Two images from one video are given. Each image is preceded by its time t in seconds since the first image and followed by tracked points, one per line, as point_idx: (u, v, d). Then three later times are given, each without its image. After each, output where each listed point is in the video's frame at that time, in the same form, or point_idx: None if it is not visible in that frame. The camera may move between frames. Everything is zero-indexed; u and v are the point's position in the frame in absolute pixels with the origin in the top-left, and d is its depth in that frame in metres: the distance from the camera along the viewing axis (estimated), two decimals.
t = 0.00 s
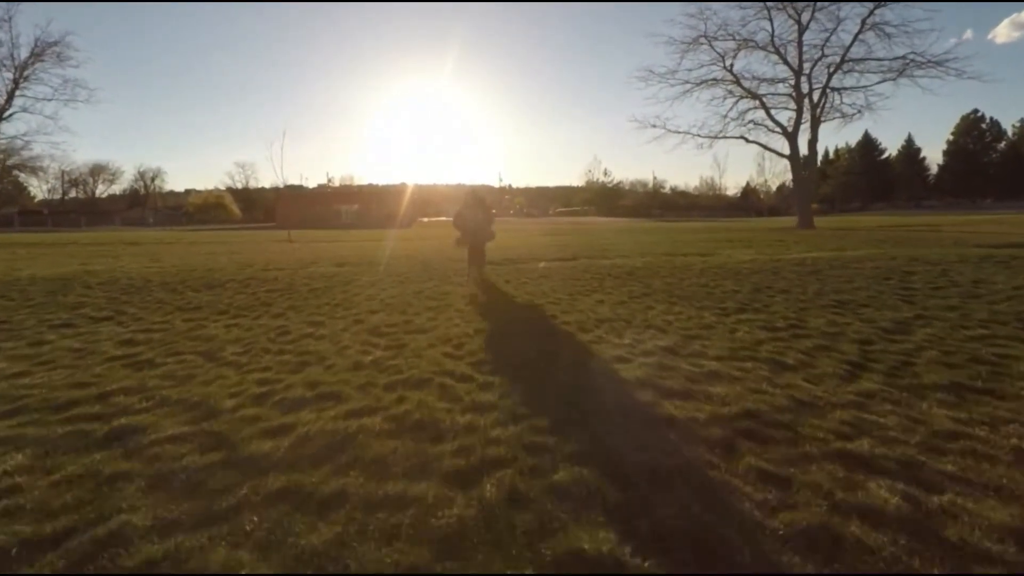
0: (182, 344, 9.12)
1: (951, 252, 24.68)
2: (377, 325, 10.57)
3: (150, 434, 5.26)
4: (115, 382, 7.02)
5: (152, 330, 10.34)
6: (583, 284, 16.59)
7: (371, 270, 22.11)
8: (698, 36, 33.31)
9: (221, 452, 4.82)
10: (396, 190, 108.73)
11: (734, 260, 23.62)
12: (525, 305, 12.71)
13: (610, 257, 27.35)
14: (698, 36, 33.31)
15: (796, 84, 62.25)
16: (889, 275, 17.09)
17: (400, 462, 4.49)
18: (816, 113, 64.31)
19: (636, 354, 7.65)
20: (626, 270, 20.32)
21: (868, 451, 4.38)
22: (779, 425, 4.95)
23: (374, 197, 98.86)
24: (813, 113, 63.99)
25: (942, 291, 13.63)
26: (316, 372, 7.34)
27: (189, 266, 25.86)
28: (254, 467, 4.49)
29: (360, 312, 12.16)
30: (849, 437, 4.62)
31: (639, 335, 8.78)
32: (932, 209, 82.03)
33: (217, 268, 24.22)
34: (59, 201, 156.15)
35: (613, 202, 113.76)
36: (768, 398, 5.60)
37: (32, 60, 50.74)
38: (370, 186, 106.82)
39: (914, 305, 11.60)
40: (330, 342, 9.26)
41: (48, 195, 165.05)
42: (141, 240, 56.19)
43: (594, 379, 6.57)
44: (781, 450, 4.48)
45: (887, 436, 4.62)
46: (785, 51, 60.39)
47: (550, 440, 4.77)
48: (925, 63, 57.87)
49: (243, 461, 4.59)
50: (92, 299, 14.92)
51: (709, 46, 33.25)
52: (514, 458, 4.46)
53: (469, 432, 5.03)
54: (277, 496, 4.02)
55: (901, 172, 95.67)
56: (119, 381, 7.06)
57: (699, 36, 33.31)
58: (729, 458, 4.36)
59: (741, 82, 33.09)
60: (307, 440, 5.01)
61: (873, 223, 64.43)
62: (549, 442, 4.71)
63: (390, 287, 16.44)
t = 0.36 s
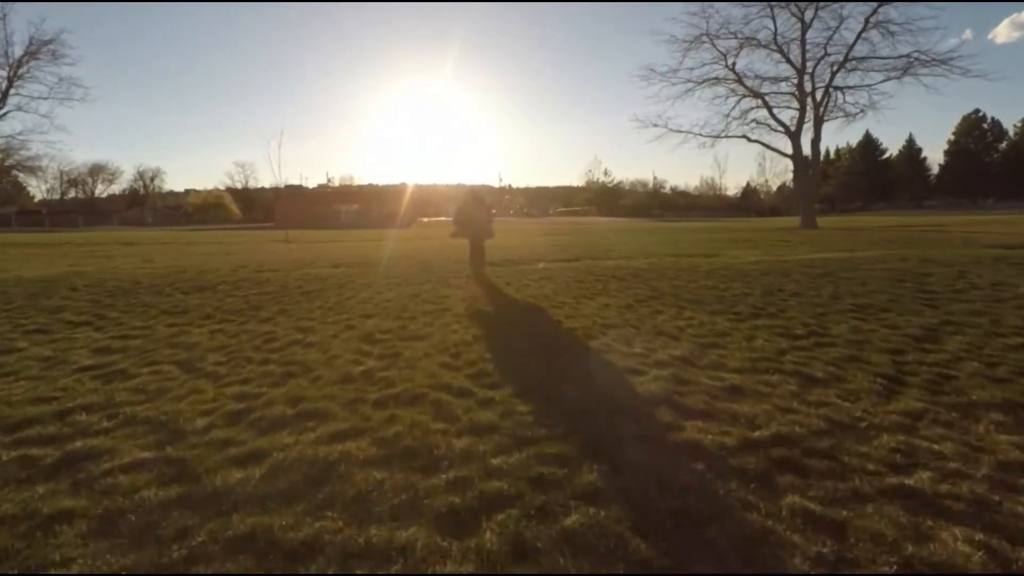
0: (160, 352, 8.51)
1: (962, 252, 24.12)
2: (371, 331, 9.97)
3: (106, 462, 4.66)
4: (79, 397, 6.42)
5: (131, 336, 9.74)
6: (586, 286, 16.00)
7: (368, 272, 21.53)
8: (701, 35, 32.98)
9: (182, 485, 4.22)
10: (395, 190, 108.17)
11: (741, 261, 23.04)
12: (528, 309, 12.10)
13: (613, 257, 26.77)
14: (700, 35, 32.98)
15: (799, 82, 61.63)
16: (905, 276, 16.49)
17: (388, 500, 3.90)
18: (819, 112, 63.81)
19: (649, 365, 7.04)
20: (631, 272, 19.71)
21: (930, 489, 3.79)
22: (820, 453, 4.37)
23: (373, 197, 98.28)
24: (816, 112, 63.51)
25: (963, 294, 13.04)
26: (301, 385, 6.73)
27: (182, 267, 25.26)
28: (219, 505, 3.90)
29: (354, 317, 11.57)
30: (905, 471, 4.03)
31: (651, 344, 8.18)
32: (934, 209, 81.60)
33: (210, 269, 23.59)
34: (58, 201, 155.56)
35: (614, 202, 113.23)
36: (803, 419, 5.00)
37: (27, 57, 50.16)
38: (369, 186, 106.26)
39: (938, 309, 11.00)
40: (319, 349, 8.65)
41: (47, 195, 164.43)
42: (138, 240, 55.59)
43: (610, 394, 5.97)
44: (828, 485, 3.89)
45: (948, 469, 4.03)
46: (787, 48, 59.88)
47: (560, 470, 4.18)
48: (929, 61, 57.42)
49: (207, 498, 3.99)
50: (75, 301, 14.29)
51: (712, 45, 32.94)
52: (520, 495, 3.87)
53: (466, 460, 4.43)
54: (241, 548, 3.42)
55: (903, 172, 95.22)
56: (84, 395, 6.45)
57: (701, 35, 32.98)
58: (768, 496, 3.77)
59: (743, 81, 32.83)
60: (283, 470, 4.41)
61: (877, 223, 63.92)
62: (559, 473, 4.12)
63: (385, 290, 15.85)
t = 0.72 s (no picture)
0: (135, 363, 7.89)
1: (972, 253, 23.59)
2: (365, 338, 9.37)
3: (52, 500, 4.06)
4: (36, 416, 5.79)
5: (108, 344, 9.13)
6: (591, 289, 15.40)
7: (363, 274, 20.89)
8: (703, 33, 33.09)
9: (136, 531, 3.65)
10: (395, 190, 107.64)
11: (745, 262, 22.56)
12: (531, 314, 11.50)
13: (615, 258, 26.25)
14: (702, 33, 33.08)
15: (802, 82, 61.01)
16: (921, 279, 15.87)
17: (376, 559, 3.31)
18: (821, 111, 63.39)
19: (667, 379, 6.45)
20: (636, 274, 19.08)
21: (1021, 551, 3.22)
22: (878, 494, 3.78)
23: (372, 197, 97.76)
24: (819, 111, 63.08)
25: (986, 297, 12.48)
26: (283, 401, 6.12)
27: (174, 268, 24.67)
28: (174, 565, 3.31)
29: (348, 322, 10.98)
30: (984, 527, 3.44)
31: (666, 354, 7.59)
32: (936, 210, 81.23)
33: (201, 271, 22.93)
34: (56, 201, 154.99)
35: (614, 201, 112.76)
36: (848, 449, 4.41)
37: (21, 56, 49.60)
38: (369, 186, 105.77)
39: (965, 314, 10.41)
40: (306, 358, 8.03)
41: (45, 194, 163.74)
42: (134, 240, 55.01)
43: (629, 413, 5.41)
44: (894, 540, 3.32)
45: None
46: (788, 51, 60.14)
47: (578, 517, 3.61)
48: (932, 61, 57.14)
49: (162, 554, 3.40)
50: (56, 305, 13.66)
51: (714, 43, 33.11)
52: (533, 552, 3.31)
53: (467, 498, 3.86)
54: None
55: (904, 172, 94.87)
56: (41, 415, 5.82)
57: (704, 33, 33.09)
58: (827, 556, 3.21)
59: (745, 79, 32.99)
60: (254, 512, 3.82)
61: (880, 223, 63.44)
62: (576, 521, 3.56)
63: (382, 293, 15.24)
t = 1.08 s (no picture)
0: (112, 375, 7.37)
1: (984, 254, 23.13)
2: (358, 347, 8.84)
3: None
4: None
5: (87, 353, 8.62)
6: (596, 292, 14.86)
7: (361, 276, 20.36)
8: (705, 31, 32.13)
9: None
10: (395, 190, 107.19)
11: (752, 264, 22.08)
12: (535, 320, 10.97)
13: (618, 259, 25.77)
14: (704, 30, 32.14)
15: (805, 80, 60.39)
16: (937, 282, 15.38)
17: None
18: (825, 110, 62.84)
19: (686, 396, 5.93)
20: (642, 276, 18.53)
21: None
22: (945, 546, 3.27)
23: (372, 197, 97.31)
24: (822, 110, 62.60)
25: (1009, 302, 12.00)
26: (268, 421, 5.61)
27: (169, 269, 24.19)
28: None
29: (342, 328, 10.45)
30: None
31: (682, 366, 7.06)
32: (937, 211, 80.97)
33: (195, 272, 22.40)
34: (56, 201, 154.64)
35: (614, 201, 112.35)
36: (902, 484, 3.90)
37: (16, 54, 49.17)
38: (368, 187, 105.34)
39: (991, 321, 9.91)
40: (296, 371, 7.52)
41: (47, 194, 163.90)
42: (131, 240, 54.56)
43: (636, 419, 5.36)
44: None
45: None
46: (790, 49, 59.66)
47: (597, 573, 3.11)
48: (935, 60, 56.75)
49: None
50: (40, 309, 13.16)
51: (716, 41, 32.13)
52: None
53: (470, 547, 3.36)
54: None
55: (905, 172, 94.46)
56: None
57: (705, 31, 32.14)
58: None
59: (748, 78, 32.01)
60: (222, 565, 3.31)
61: (883, 223, 63.01)
62: None
63: (380, 296, 14.69)
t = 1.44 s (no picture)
0: (80, 394, 6.72)
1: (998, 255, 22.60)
2: (353, 359, 8.20)
3: None
4: None
5: (58, 367, 7.97)
6: (604, 296, 14.22)
7: (360, 279, 19.77)
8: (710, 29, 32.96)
9: None
10: (394, 189, 106.62)
11: (761, 265, 21.53)
12: (540, 328, 10.31)
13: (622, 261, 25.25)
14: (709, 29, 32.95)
15: (809, 79, 59.84)
16: (957, 284, 14.81)
17: None
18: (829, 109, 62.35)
19: (715, 421, 5.29)
20: (648, 278, 17.90)
21: None
22: None
23: (372, 197, 96.77)
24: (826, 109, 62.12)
25: None
26: (245, 451, 4.96)
27: (161, 271, 23.55)
28: None
29: (338, 337, 9.82)
30: None
31: (708, 385, 6.39)
32: (939, 210, 80.60)
33: (191, 274, 21.84)
34: (55, 200, 154.22)
35: (614, 200, 111.86)
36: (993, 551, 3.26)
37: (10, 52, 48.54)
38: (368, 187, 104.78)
39: None
40: (282, 388, 6.88)
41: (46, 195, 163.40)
42: (128, 241, 53.92)
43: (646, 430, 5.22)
44: None
45: None
46: (793, 47, 59.04)
47: None
48: (939, 58, 56.41)
49: None
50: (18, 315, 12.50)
51: (720, 40, 32.94)
52: None
53: None
54: None
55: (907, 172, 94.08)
56: None
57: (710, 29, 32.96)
58: None
59: (751, 77, 32.75)
60: None
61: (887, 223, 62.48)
62: None
63: (378, 301, 14.08)
